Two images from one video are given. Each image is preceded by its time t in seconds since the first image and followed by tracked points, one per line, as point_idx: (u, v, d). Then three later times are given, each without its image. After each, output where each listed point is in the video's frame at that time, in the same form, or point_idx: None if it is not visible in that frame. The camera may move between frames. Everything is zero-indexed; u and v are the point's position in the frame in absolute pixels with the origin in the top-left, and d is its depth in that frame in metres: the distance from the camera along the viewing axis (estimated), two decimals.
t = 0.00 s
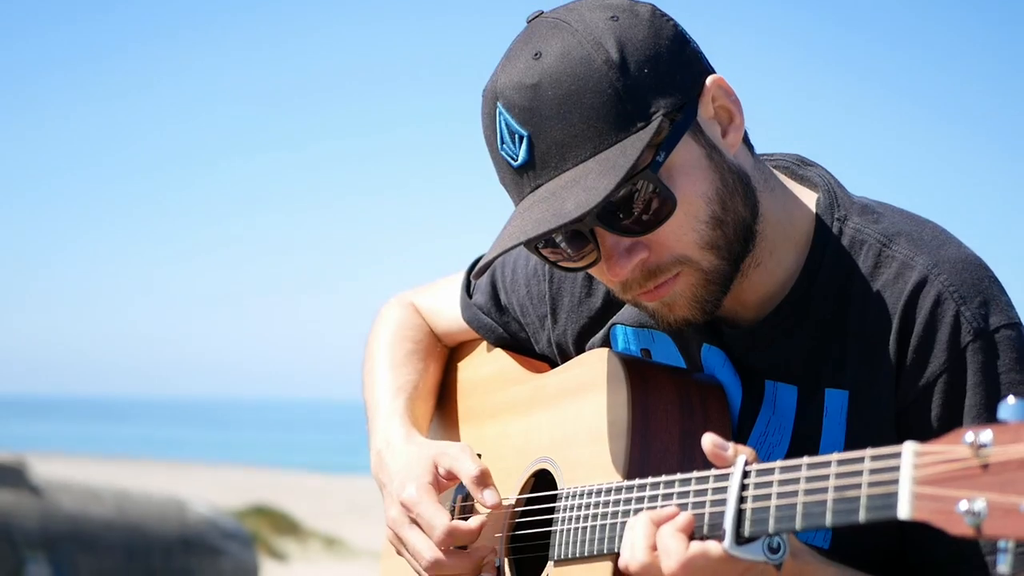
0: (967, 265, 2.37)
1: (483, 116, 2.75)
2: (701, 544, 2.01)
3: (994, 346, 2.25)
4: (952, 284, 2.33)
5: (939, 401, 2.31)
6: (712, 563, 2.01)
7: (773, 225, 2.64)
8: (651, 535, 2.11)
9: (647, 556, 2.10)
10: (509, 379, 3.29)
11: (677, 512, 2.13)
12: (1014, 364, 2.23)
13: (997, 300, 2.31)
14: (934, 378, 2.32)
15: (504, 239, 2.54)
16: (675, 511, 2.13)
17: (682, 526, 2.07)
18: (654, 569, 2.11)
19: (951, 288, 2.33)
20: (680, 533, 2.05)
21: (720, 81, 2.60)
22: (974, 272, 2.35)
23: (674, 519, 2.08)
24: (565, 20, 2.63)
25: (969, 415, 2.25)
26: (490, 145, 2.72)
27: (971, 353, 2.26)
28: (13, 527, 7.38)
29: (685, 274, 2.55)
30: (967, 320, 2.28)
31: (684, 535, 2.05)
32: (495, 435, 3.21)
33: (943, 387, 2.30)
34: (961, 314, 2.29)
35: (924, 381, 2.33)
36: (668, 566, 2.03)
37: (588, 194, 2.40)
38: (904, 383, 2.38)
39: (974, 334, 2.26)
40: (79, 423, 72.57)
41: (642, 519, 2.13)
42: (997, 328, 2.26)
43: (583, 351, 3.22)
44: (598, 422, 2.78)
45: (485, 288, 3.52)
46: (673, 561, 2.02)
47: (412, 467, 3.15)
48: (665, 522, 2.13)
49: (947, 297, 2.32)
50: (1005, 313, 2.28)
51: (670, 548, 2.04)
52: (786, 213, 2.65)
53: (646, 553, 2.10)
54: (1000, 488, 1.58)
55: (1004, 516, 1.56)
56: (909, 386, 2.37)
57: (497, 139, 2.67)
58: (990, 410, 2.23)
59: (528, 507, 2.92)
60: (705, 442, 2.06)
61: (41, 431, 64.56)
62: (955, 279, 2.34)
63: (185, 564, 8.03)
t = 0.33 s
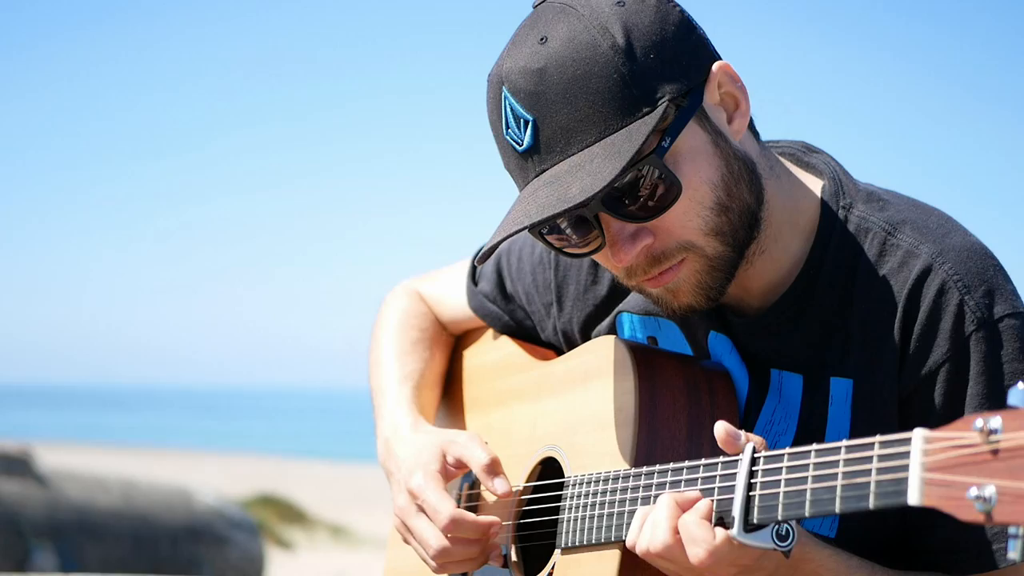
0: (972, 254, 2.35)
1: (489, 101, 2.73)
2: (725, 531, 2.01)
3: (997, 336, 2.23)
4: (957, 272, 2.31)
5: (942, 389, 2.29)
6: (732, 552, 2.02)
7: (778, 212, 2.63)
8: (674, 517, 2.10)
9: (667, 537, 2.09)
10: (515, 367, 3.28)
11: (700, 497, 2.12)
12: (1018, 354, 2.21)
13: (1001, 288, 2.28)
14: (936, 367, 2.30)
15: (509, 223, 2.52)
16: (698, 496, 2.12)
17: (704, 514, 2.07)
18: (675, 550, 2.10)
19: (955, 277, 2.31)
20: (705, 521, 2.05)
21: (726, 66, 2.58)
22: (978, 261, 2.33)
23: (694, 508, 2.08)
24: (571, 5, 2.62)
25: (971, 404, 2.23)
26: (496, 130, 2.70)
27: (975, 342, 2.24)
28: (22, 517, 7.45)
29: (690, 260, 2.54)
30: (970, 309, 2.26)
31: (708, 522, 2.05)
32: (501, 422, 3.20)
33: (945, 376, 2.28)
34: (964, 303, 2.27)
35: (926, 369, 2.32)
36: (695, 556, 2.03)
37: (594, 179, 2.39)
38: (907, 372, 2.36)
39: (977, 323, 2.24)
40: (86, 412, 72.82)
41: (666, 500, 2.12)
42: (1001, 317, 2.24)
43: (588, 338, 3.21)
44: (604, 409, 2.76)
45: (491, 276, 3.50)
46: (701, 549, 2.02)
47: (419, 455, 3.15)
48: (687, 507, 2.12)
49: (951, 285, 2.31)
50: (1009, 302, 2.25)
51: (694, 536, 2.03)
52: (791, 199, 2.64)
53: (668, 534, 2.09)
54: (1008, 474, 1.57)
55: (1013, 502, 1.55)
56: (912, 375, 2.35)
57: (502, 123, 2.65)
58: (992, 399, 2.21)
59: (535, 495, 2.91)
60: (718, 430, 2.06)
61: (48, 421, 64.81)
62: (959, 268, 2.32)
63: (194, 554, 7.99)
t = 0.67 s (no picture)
0: (968, 248, 2.36)
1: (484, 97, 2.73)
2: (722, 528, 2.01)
3: (995, 330, 2.24)
4: (953, 266, 2.32)
5: (939, 384, 2.30)
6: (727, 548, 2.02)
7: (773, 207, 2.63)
8: (673, 509, 2.11)
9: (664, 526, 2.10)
10: (513, 362, 3.28)
11: (702, 492, 2.13)
12: (1015, 348, 2.22)
13: (998, 282, 2.29)
14: (933, 360, 2.31)
15: (505, 220, 2.53)
16: (699, 492, 2.13)
17: (704, 511, 2.07)
18: (668, 539, 2.11)
19: (952, 271, 2.32)
20: (703, 517, 2.06)
21: (722, 62, 2.58)
22: (975, 254, 2.33)
23: (696, 505, 2.08)
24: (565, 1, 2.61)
25: (969, 398, 2.24)
26: (491, 126, 2.70)
27: (972, 336, 2.25)
28: (22, 513, 7.47)
29: (686, 256, 2.54)
30: (968, 303, 2.27)
31: (706, 519, 2.06)
32: (499, 418, 3.21)
33: (943, 370, 2.29)
34: (961, 297, 2.28)
35: (924, 363, 2.32)
36: (688, 550, 2.04)
37: (589, 176, 2.39)
38: (904, 366, 2.37)
39: (974, 317, 2.25)
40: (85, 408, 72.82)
41: (666, 491, 2.13)
42: (998, 311, 2.25)
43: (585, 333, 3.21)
44: (602, 404, 2.77)
45: (488, 271, 3.50)
46: (695, 545, 2.03)
47: (416, 451, 3.15)
48: (687, 499, 2.12)
49: (948, 279, 2.31)
50: (1006, 296, 2.26)
51: (690, 531, 2.04)
52: (788, 194, 2.64)
53: (663, 523, 2.10)
54: (1005, 469, 1.57)
55: (1009, 497, 1.55)
56: (909, 369, 2.36)
57: (497, 120, 2.65)
58: (990, 393, 2.22)
59: (532, 491, 2.91)
60: (713, 424, 2.04)
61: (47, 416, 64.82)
62: (956, 262, 2.33)
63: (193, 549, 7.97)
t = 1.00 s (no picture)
0: (969, 248, 2.37)
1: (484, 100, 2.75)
2: (711, 531, 2.03)
3: (996, 329, 2.26)
4: (955, 267, 2.33)
5: (941, 384, 2.32)
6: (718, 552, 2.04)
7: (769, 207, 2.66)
8: (664, 512, 2.13)
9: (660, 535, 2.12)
10: (514, 364, 3.29)
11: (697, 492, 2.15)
12: (1016, 347, 2.24)
13: (999, 282, 2.31)
14: (935, 361, 2.32)
15: (506, 222, 2.54)
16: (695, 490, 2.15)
17: (689, 511, 2.09)
18: (661, 543, 2.13)
19: (953, 271, 2.33)
20: (690, 520, 2.08)
21: (721, 64, 2.59)
22: (976, 255, 2.35)
23: (678, 505, 2.11)
24: (565, 3, 2.63)
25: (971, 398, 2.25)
26: (492, 129, 2.71)
27: (973, 336, 2.27)
28: (22, 514, 7.50)
29: (687, 257, 2.55)
30: (969, 303, 2.28)
31: (693, 521, 2.08)
32: (501, 419, 3.22)
33: (945, 371, 2.31)
34: (962, 297, 2.29)
35: (926, 364, 2.34)
36: (681, 555, 2.07)
37: (589, 178, 2.41)
38: (905, 367, 2.39)
39: (975, 317, 2.27)
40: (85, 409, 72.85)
41: (659, 494, 2.15)
42: (999, 311, 2.27)
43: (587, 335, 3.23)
44: (603, 405, 2.78)
45: (489, 274, 3.52)
46: (687, 550, 2.06)
47: (418, 453, 3.16)
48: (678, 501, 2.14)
49: (949, 279, 2.33)
50: (1007, 296, 2.28)
51: (681, 536, 2.07)
52: (788, 195, 2.65)
53: (655, 527, 2.12)
54: (1001, 463, 1.59)
55: (1006, 491, 1.57)
56: (910, 369, 2.38)
57: (498, 123, 2.67)
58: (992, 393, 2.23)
59: (533, 492, 2.92)
60: (715, 420, 2.07)
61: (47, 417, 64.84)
62: (957, 262, 2.34)
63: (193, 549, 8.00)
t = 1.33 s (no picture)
0: (974, 250, 2.37)
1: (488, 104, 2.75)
2: (712, 532, 2.03)
3: (1002, 331, 2.26)
4: (959, 268, 2.34)
5: (947, 386, 2.32)
6: (720, 553, 2.04)
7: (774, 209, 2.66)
8: (661, 522, 2.14)
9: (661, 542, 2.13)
10: (520, 367, 3.30)
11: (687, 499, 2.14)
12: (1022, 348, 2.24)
13: (1004, 284, 2.31)
14: (941, 363, 2.32)
15: (511, 226, 2.55)
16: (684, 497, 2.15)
17: (688, 514, 2.09)
18: (666, 556, 2.14)
19: (958, 273, 2.33)
20: (690, 522, 2.08)
21: (725, 67, 2.60)
22: (981, 257, 2.35)
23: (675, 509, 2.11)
24: (569, 7, 2.63)
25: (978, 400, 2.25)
26: (496, 132, 2.72)
27: (979, 337, 2.27)
28: (29, 515, 7.53)
29: (691, 260, 2.56)
30: (975, 305, 2.29)
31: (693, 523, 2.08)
32: (506, 423, 3.22)
33: (950, 373, 2.31)
34: (968, 299, 2.30)
35: (931, 366, 2.34)
36: (684, 558, 2.07)
37: (594, 180, 2.41)
38: (910, 369, 2.39)
39: (981, 319, 2.27)
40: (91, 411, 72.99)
41: (653, 508, 2.17)
42: (1005, 312, 2.27)
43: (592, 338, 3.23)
44: (607, 407, 2.79)
45: (494, 278, 3.52)
46: (689, 551, 2.06)
47: (421, 457, 3.18)
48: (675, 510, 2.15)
49: (954, 281, 2.33)
50: (1012, 297, 2.29)
51: (682, 539, 2.07)
52: (792, 197, 2.65)
53: (657, 541, 2.13)
54: (1006, 464, 1.58)
55: (1012, 491, 1.57)
56: (916, 371, 2.38)
57: (502, 126, 2.67)
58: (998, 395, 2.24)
59: (538, 495, 2.94)
60: (715, 425, 2.09)
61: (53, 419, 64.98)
62: (962, 264, 2.34)
63: (199, 550, 8.01)
